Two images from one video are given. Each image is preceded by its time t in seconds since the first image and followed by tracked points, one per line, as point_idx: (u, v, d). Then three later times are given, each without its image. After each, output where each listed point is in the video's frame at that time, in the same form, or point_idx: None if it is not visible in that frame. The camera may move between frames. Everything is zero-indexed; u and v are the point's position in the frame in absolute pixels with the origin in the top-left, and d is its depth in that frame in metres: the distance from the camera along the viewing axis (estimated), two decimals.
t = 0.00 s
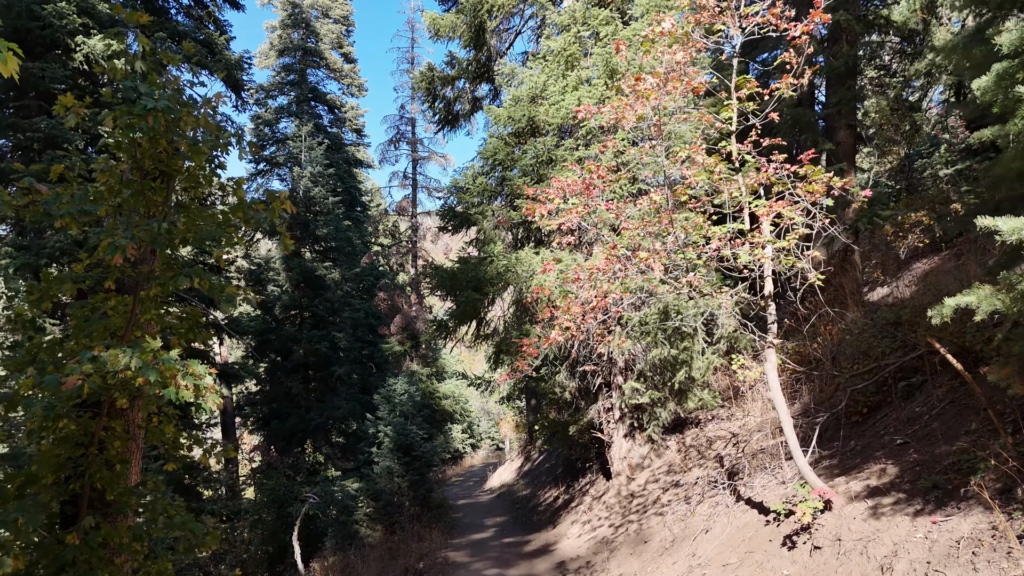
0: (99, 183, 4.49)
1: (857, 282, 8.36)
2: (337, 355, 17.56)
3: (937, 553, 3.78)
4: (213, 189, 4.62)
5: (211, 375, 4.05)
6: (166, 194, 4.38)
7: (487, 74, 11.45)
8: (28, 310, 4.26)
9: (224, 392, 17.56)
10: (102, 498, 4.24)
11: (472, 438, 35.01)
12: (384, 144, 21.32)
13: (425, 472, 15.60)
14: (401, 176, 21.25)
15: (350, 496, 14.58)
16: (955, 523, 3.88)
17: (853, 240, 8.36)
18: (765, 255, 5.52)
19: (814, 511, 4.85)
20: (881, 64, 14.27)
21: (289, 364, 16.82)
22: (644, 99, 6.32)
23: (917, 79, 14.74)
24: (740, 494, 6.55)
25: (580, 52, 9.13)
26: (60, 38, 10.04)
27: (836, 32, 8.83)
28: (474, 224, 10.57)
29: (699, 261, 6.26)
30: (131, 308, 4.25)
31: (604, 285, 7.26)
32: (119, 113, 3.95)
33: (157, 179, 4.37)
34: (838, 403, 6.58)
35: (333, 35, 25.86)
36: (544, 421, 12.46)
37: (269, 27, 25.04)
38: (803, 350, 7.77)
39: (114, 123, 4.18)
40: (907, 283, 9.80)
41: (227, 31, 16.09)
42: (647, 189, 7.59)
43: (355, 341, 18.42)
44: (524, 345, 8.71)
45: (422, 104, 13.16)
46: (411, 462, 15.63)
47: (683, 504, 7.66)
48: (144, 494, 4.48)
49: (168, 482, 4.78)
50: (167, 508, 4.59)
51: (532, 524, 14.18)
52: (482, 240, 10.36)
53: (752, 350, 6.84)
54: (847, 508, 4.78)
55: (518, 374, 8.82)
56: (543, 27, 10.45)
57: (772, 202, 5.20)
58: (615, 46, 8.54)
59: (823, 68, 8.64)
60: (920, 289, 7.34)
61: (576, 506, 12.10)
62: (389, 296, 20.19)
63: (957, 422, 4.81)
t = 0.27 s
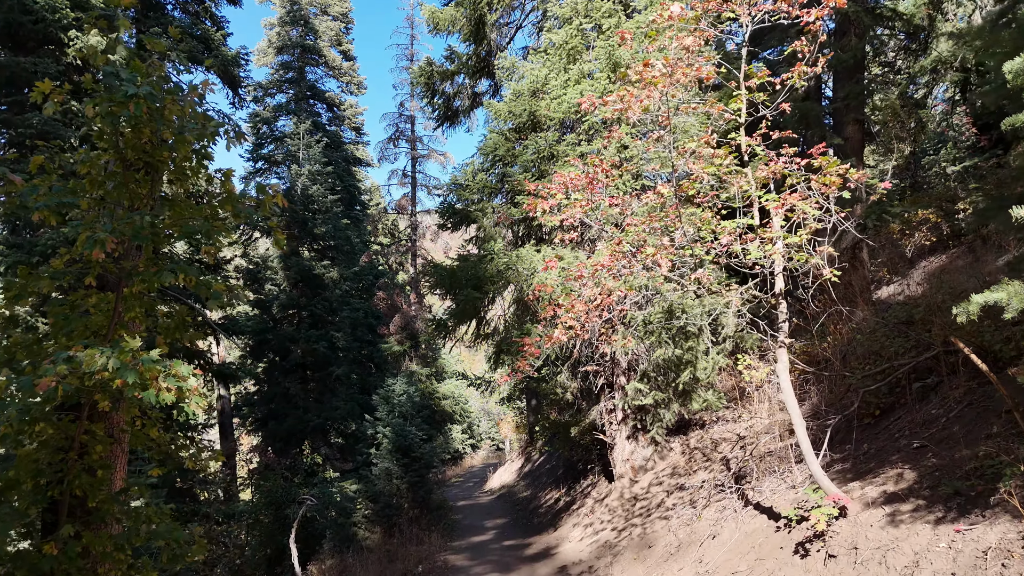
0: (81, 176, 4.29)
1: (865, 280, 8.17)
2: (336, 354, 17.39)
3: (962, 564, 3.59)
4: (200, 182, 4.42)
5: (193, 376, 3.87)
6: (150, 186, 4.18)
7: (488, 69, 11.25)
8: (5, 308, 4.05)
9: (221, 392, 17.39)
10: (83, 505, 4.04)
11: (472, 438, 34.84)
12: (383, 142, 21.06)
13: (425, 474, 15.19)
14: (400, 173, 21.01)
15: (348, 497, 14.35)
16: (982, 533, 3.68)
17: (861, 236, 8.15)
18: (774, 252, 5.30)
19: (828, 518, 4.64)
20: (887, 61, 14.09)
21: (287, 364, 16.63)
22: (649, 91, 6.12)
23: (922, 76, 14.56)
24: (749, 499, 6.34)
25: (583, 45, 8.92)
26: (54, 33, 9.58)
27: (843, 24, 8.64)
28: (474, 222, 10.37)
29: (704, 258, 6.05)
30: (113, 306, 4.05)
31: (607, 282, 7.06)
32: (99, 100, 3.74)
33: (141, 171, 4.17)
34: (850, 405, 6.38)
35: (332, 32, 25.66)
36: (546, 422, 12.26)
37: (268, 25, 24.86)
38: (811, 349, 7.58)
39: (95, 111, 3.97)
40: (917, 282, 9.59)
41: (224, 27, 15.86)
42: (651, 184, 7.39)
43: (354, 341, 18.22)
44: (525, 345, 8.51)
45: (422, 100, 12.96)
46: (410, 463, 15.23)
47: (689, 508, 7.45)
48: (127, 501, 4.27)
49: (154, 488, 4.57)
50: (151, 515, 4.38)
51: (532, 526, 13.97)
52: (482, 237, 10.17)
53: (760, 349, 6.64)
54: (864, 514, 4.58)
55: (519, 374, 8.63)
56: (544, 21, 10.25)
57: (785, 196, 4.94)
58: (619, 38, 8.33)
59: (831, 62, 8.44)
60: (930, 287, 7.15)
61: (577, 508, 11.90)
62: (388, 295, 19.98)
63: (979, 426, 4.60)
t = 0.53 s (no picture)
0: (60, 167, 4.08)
1: (874, 279, 7.97)
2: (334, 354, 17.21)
3: None
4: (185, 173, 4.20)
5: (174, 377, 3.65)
6: (132, 177, 3.97)
7: (487, 64, 11.04)
8: None
9: (218, 393, 17.20)
10: (59, 514, 3.82)
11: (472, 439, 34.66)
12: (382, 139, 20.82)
13: (424, 476, 14.92)
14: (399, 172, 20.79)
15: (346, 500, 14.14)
16: (1013, 544, 3.47)
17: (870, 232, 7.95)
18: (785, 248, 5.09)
19: (844, 527, 4.43)
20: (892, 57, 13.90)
21: (284, 365, 16.43)
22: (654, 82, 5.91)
23: (928, 73, 14.35)
24: (757, 504, 6.12)
25: (585, 38, 8.71)
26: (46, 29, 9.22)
27: (852, 16, 8.43)
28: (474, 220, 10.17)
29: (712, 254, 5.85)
30: (93, 304, 3.85)
31: (611, 280, 6.85)
32: (76, 85, 3.53)
33: (122, 161, 3.96)
34: (862, 406, 6.17)
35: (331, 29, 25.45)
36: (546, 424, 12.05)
37: (266, 22, 24.66)
38: (819, 349, 7.37)
39: (72, 97, 3.75)
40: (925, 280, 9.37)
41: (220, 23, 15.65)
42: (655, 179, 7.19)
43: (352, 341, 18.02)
44: (526, 344, 8.31)
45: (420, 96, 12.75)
46: (408, 465, 15.00)
47: (694, 513, 7.24)
48: (107, 509, 4.05)
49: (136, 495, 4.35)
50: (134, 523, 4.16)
51: (533, 529, 13.75)
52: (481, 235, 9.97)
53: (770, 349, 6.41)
54: (882, 523, 4.36)
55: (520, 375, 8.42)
56: (545, 14, 10.05)
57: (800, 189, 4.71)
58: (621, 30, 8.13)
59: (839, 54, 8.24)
60: (942, 285, 6.96)
61: (579, 511, 11.69)
62: (386, 295, 19.77)
63: (1004, 430, 4.37)
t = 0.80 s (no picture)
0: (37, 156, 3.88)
1: (885, 277, 7.76)
2: (331, 355, 17.06)
3: None
4: (168, 164, 4.00)
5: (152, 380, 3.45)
6: (111, 168, 3.78)
7: (487, 59, 10.84)
8: None
9: (216, 394, 17.02)
10: (33, 525, 3.61)
11: (472, 440, 34.45)
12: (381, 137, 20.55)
13: (423, 478, 14.57)
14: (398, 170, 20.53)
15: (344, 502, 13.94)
16: None
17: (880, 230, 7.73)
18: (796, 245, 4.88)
19: (861, 537, 4.22)
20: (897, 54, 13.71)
21: (282, 365, 16.23)
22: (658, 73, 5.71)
23: (934, 69, 14.14)
24: (767, 510, 5.91)
25: (587, 31, 8.50)
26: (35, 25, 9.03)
27: (861, 8, 8.22)
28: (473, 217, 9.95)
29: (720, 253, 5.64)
30: (70, 301, 3.66)
31: (615, 278, 6.65)
32: (49, 70, 3.32)
33: (101, 152, 3.76)
34: (875, 409, 5.96)
35: (330, 27, 25.25)
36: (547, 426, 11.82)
37: (264, 20, 24.47)
38: (829, 350, 7.16)
39: (48, 82, 3.54)
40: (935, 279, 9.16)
41: (216, 20, 15.44)
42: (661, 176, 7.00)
43: (350, 342, 17.81)
44: (527, 345, 8.12)
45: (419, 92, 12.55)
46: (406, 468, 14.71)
47: (699, 518, 7.05)
48: (87, 518, 3.85)
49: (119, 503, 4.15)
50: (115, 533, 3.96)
51: (534, 532, 13.53)
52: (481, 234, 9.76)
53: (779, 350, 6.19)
54: (900, 533, 4.16)
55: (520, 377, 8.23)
56: (546, 8, 9.85)
57: (815, 182, 4.47)
58: (624, 23, 7.92)
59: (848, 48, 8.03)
60: (956, 283, 6.74)
61: (581, 515, 11.49)
62: (385, 294, 19.54)
63: None
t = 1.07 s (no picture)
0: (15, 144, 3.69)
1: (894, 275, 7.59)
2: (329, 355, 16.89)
3: None
4: (150, 154, 3.79)
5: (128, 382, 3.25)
6: (90, 157, 3.58)
7: (487, 54, 10.66)
8: None
9: (213, 394, 16.85)
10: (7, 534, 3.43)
11: (472, 440, 34.30)
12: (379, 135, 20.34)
13: (422, 479, 14.37)
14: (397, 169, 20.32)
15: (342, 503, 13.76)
16: None
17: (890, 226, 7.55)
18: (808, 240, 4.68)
19: (877, 545, 4.03)
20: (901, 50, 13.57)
21: (279, 365, 16.06)
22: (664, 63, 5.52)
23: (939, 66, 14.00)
24: (775, 515, 5.72)
25: (589, 23, 8.33)
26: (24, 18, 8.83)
27: None
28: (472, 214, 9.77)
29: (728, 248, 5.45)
30: (46, 297, 3.48)
31: (617, 276, 6.47)
32: (22, 52, 3.12)
33: (81, 141, 3.57)
34: (888, 411, 5.76)
35: (328, 25, 25.05)
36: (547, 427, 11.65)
37: (262, 17, 24.29)
38: (838, 350, 6.96)
39: (23, 65, 3.34)
40: (941, 277, 9.00)
41: (213, 15, 15.25)
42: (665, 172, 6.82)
43: (349, 341, 17.64)
44: (527, 345, 7.95)
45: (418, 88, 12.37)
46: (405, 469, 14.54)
47: (704, 521, 6.87)
48: (64, 527, 3.66)
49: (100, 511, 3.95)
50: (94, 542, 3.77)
51: (534, 535, 13.34)
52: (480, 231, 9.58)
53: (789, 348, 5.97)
54: (919, 541, 3.97)
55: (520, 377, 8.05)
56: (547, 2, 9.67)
57: (830, 172, 4.26)
58: (627, 15, 7.75)
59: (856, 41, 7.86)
60: (968, 281, 6.56)
61: (582, 517, 11.31)
62: (384, 294, 19.35)
63: None
